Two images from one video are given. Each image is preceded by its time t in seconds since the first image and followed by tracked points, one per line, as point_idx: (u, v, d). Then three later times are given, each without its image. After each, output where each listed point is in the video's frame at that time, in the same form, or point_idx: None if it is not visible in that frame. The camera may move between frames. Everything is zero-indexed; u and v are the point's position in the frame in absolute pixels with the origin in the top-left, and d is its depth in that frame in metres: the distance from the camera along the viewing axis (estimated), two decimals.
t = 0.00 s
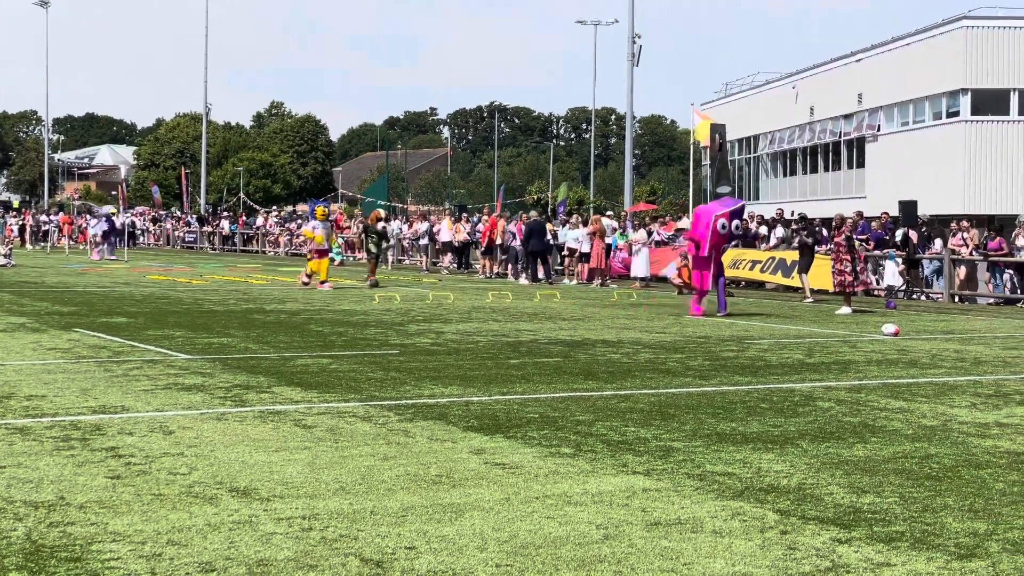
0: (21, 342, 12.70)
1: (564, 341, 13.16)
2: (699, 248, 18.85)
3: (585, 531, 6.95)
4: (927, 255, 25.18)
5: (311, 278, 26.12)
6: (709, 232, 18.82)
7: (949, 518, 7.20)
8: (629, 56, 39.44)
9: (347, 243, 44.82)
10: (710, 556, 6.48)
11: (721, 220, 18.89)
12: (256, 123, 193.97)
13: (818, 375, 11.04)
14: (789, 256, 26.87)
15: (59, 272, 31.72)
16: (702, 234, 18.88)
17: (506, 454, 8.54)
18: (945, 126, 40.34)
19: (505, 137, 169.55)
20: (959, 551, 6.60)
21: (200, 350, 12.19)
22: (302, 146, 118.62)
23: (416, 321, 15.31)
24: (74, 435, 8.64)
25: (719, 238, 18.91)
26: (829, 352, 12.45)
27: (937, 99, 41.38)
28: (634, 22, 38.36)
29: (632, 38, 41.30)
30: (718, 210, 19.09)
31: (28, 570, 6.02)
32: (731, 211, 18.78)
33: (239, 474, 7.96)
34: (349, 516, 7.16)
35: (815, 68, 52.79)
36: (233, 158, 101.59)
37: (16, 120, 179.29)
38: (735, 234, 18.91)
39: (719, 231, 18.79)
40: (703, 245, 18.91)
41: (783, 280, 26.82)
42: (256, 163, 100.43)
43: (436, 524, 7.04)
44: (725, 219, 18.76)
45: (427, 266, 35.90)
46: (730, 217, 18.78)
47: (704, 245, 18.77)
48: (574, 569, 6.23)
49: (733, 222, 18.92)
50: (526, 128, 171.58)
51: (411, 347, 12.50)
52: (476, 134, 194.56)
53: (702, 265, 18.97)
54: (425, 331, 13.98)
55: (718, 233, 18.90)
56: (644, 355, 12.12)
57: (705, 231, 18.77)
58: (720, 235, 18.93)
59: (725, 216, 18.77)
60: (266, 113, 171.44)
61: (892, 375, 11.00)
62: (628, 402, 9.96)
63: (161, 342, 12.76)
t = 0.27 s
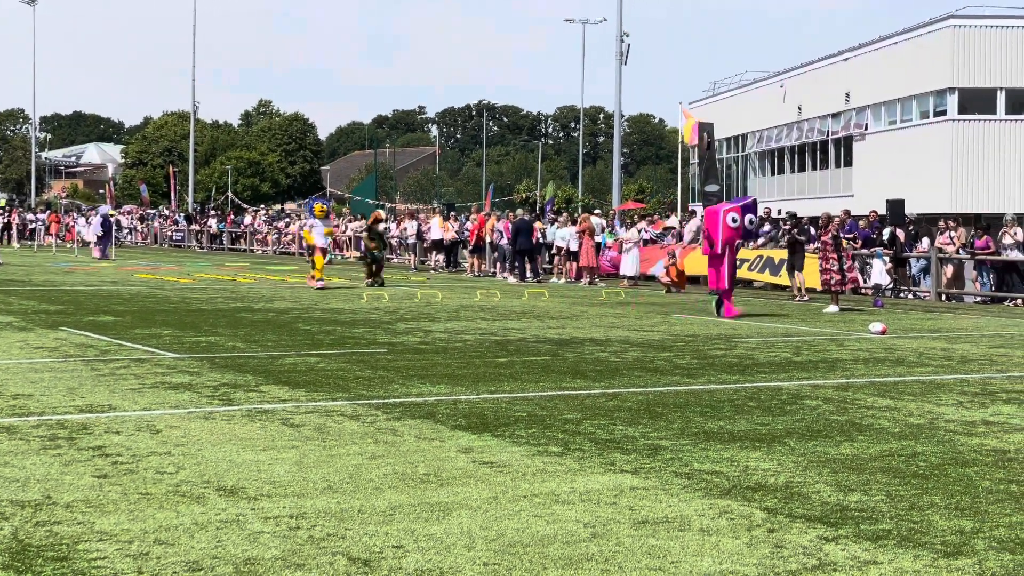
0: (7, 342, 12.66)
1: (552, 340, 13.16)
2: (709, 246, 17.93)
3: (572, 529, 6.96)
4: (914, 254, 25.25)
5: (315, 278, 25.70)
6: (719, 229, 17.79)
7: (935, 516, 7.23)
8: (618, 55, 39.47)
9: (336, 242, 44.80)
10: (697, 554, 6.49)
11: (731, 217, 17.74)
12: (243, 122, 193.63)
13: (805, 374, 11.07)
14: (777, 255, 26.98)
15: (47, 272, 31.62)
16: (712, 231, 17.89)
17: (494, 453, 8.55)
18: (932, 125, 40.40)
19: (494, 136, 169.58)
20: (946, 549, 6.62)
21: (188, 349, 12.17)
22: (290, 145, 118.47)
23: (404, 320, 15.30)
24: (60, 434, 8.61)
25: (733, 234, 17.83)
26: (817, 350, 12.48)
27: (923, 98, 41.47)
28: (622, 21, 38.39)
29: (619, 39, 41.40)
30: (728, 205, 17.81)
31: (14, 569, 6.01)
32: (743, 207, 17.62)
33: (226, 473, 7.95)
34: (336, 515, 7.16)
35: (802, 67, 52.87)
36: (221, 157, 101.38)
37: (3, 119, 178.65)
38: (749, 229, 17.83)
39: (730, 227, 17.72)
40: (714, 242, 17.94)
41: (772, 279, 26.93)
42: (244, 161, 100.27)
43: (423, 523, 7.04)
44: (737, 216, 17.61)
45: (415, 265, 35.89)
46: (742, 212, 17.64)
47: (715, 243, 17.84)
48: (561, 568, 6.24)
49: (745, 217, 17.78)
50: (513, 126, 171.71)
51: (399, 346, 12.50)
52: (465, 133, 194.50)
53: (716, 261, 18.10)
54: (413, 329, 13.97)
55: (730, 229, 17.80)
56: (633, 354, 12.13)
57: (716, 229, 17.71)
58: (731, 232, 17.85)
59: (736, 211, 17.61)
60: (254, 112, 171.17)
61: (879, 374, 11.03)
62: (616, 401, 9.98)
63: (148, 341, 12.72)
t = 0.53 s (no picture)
0: None
1: (539, 338, 13.17)
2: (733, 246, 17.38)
3: (557, 528, 6.97)
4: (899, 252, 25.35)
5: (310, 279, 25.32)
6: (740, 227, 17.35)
7: (919, 514, 7.26)
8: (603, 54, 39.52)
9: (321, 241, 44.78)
10: (683, 553, 6.50)
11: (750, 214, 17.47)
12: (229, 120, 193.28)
13: (790, 372, 11.09)
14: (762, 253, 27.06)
15: (33, 270, 31.50)
16: (732, 230, 17.38)
17: (481, 451, 8.55)
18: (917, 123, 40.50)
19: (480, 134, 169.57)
20: (930, 546, 6.64)
21: (174, 347, 12.14)
22: (276, 143, 118.28)
23: (391, 318, 15.30)
24: (44, 433, 8.59)
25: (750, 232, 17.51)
26: (802, 349, 12.51)
27: (908, 96, 41.56)
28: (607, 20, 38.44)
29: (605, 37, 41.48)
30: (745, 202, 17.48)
31: None
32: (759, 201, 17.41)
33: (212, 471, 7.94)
34: (321, 513, 7.16)
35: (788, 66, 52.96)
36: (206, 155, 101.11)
37: None
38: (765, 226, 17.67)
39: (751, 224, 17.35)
40: (733, 241, 17.48)
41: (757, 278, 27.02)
42: (229, 159, 100.04)
43: (409, 521, 7.04)
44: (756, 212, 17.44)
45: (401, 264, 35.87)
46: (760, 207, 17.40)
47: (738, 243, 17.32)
48: (547, 566, 6.25)
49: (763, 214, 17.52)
50: (499, 125, 171.71)
51: (385, 345, 12.51)
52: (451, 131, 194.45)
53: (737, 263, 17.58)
54: (399, 328, 13.95)
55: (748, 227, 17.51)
56: (618, 353, 12.13)
57: (739, 227, 17.19)
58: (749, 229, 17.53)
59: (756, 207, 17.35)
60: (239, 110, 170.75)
61: (864, 372, 11.06)
62: (601, 399, 10.00)
63: (133, 340, 12.69)
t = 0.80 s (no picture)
0: None
1: (522, 337, 13.18)
2: (742, 244, 17.48)
3: (540, 526, 6.97)
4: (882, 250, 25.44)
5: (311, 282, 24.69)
6: (749, 224, 17.51)
7: (901, 512, 7.28)
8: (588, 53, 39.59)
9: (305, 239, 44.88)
10: (666, 551, 6.52)
11: (762, 212, 17.59)
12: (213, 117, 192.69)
13: (773, 370, 11.12)
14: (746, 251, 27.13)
15: (17, 268, 31.37)
16: (741, 228, 17.53)
17: (464, 450, 8.56)
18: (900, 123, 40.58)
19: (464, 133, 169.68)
20: (912, 544, 6.66)
21: (158, 345, 12.12)
22: (261, 141, 118.06)
23: (374, 317, 15.30)
24: (26, 432, 8.57)
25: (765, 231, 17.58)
26: (786, 347, 12.54)
27: (892, 95, 41.60)
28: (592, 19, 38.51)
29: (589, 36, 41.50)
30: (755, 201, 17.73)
31: None
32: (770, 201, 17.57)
33: (195, 470, 7.93)
34: (304, 512, 7.15)
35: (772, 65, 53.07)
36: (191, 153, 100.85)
37: None
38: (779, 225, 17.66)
39: (760, 221, 17.50)
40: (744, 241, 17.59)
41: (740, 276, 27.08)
42: (213, 157, 99.81)
43: (391, 520, 7.04)
44: (767, 209, 17.54)
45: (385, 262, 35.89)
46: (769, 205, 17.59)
47: (748, 239, 17.41)
48: (530, 564, 6.25)
49: (773, 211, 17.66)
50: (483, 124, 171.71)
51: (369, 343, 12.51)
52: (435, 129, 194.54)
53: (748, 260, 17.62)
54: (383, 326, 13.96)
55: (761, 225, 17.50)
56: (602, 351, 12.15)
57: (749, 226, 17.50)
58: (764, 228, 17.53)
59: (766, 206, 17.55)
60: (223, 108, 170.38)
61: (847, 371, 11.09)
62: (585, 397, 10.00)
63: (116, 338, 12.67)
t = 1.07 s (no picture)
0: None
1: (506, 334, 13.19)
2: (764, 243, 17.27)
3: (523, 523, 6.98)
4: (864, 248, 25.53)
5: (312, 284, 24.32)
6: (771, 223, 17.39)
7: (882, 509, 7.31)
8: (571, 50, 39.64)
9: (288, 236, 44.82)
10: (648, 547, 6.53)
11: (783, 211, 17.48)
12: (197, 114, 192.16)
13: (755, 368, 11.15)
14: (728, 249, 27.21)
15: None
16: (763, 227, 17.38)
17: (447, 447, 8.56)
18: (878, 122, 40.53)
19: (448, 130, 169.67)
20: (892, 541, 6.68)
21: (140, 343, 12.10)
22: (244, 138, 117.77)
23: (357, 314, 15.30)
24: (7, 429, 8.54)
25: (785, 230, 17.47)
26: (768, 344, 12.59)
27: (873, 94, 41.45)
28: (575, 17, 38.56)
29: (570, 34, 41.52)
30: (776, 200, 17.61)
31: None
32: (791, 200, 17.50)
33: (178, 468, 7.93)
34: (287, 509, 7.15)
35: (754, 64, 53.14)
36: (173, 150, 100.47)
37: None
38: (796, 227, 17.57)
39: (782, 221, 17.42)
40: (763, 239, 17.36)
41: (722, 273, 27.16)
42: (196, 154, 99.48)
43: (374, 517, 7.05)
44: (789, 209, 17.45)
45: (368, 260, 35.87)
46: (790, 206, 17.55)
47: (770, 239, 17.26)
48: (512, 561, 6.26)
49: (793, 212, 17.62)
50: (466, 121, 171.65)
51: (352, 340, 12.50)
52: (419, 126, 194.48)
53: (766, 262, 17.36)
54: (365, 324, 13.96)
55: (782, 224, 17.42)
56: (585, 348, 12.18)
57: (770, 224, 17.36)
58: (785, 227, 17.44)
59: (788, 205, 17.44)
60: (206, 105, 169.84)
61: (828, 368, 11.13)
62: (567, 395, 10.01)
63: (98, 335, 12.63)
